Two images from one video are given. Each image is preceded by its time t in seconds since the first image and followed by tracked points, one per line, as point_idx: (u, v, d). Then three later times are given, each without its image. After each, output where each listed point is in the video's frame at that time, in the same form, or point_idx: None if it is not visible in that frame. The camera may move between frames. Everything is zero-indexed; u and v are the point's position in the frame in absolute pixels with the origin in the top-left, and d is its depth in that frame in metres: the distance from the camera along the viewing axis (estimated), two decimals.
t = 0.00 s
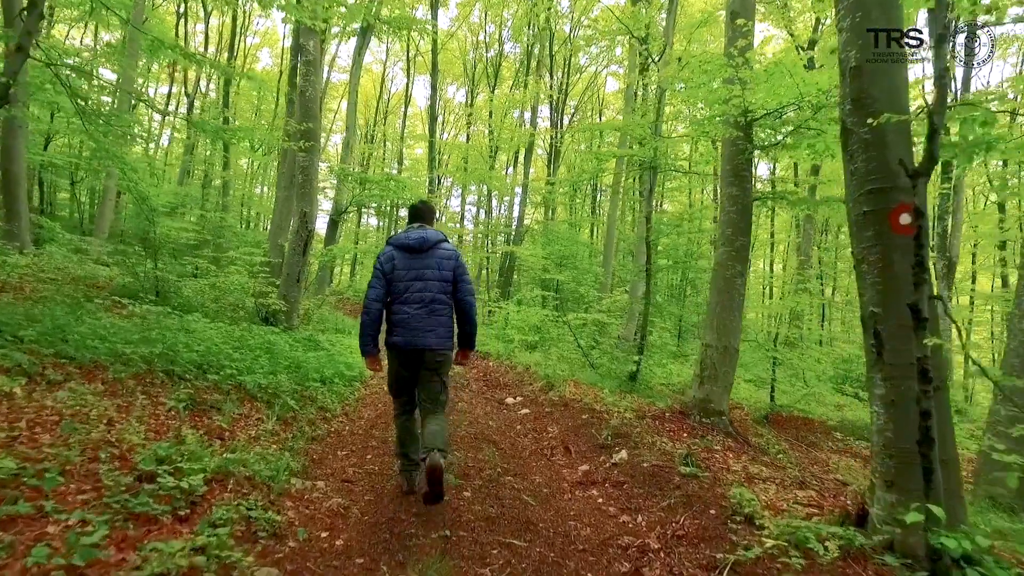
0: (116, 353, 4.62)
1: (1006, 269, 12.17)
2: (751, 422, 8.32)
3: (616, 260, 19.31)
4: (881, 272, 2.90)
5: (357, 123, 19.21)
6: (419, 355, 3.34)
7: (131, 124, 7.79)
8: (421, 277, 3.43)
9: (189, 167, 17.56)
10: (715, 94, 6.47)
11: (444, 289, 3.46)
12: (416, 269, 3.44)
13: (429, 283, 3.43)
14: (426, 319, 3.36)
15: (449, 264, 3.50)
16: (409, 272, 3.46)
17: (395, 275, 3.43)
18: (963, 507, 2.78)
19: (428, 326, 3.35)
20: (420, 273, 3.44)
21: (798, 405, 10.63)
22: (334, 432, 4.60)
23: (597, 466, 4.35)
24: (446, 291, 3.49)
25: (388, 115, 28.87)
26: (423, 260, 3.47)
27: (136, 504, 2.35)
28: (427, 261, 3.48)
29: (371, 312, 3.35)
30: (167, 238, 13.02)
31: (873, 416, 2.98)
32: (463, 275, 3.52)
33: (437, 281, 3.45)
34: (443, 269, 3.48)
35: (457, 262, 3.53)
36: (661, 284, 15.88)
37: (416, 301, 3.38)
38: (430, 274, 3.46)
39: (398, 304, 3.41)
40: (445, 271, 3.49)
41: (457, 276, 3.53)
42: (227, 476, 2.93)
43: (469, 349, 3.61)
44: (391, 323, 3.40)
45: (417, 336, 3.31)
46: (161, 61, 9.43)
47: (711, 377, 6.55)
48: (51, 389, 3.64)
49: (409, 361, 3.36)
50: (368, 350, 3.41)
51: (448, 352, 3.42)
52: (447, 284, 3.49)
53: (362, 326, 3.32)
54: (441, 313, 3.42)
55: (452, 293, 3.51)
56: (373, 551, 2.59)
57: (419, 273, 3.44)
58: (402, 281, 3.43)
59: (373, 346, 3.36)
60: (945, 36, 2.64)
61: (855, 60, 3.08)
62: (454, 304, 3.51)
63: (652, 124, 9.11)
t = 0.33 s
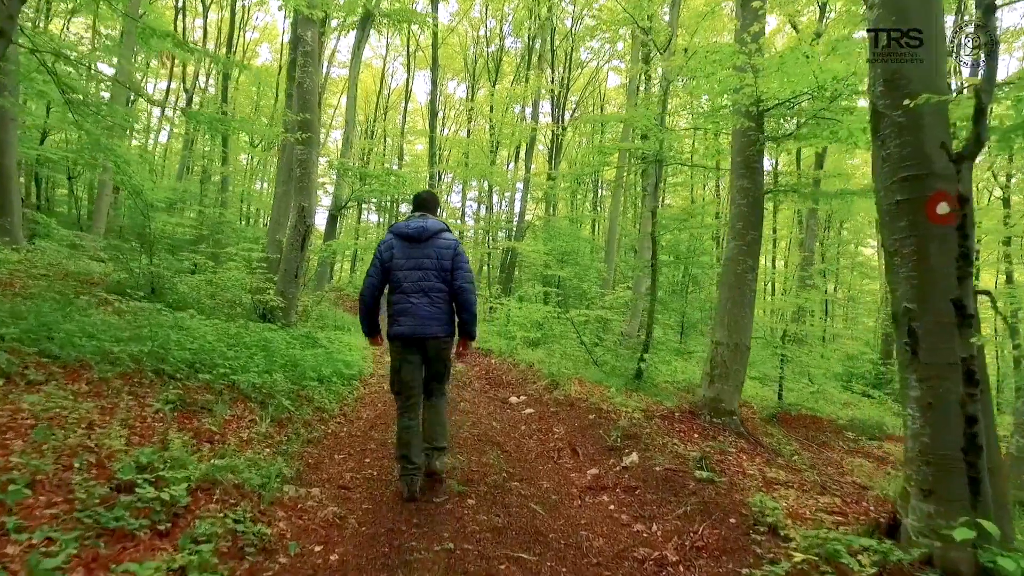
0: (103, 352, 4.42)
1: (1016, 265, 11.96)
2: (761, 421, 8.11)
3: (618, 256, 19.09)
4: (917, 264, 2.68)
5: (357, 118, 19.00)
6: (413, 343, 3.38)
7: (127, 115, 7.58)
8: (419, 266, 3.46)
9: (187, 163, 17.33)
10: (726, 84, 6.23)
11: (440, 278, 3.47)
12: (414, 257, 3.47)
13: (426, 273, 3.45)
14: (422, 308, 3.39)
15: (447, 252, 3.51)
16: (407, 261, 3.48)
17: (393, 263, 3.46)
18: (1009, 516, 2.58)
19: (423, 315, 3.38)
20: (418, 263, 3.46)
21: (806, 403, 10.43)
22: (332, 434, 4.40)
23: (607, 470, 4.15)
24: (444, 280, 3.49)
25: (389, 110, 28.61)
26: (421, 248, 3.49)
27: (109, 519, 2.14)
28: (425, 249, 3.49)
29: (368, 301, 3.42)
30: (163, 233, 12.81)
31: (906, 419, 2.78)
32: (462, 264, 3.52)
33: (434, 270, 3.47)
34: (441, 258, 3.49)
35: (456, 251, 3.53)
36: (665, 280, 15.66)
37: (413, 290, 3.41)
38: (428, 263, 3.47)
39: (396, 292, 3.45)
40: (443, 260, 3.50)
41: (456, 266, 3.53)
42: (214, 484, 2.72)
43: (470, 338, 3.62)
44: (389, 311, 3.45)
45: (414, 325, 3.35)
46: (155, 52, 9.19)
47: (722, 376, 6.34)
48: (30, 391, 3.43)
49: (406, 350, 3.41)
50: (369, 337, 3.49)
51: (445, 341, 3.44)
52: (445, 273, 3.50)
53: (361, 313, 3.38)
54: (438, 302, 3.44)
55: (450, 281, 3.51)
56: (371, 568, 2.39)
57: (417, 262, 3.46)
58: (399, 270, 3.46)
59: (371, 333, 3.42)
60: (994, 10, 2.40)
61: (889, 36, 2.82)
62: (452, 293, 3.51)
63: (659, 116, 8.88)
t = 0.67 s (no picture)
0: (90, 350, 4.22)
1: None
2: (771, 420, 7.89)
3: (622, 252, 18.86)
4: (960, 260, 2.48)
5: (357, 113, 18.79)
6: (413, 347, 3.31)
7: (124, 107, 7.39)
8: (421, 270, 3.37)
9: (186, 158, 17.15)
10: (739, 73, 6.02)
11: (441, 282, 3.38)
12: (417, 261, 3.39)
13: (428, 276, 3.37)
14: (423, 311, 3.32)
15: (451, 256, 3.41)
16: (411, 264, 3.40)
17: (396, 266, 3.40)
18: None
19: (425, 320, 3.31)
20: (421, 266, 3.38)
21: (815, 402, 10.19)
22: (329, 437, 4.18)
23: (619, 475, 3.94)
24: (448, 284, 3.40)
25: (389, 107, 28.40)
26: (424, 251, 3.40)
27: (77, 539, 1.92)
28: (427, 252, 3.40)
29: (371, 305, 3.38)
30: (160, 229, 12.62)
31: (949, 424, 2.57)
32: (466, 267, 3.41)
33: (435, 273, 3.37)
34: (445, 262, 3.39)
35: (460, 255, 3.42)
36: (670, 276, 15.45)
37: (416, 295, 3.34)
38: (431, 267, 3.39)
39: (399, 295, 3.39)
40: (446, 265, 3.39)
41: (459, 269, 3.42)
42: (199, 494, 2.50)
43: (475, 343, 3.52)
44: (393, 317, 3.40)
45: (416, 329, 3.29)
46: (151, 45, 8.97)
47: (735, 375, 6.12)
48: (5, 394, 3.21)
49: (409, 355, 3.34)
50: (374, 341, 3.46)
51: (446, 345, 3.36)
52: (448, 276, 3.40)
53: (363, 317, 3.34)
54: (439, 306, 3.35)
55: (454, 285, 3.41)
56: None
57: (420, 266, 3.38)
58: (402, 275, 3.39)
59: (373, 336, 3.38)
60: None
61: (931, 10, 2.60)
62: (457, 297, 3.40)
63: (666, 108, 8.66)
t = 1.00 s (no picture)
0: (73, 352, 4.00)
1: None
2: (780, 421, 7.67)
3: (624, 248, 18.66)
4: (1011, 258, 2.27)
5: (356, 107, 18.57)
6: (422, 346, 3.22)
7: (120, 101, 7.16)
8: (433, 270, 3.30)
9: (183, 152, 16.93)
10: (750, 63, 5.79)
11: (448, 282, 3.32)
12: (428, 260, 3.31)
13: (438, 276, 3.31)
14: (435, 311, 3.25)
15: (462, 258, 3.38)
16: (420, 263, 3.32)
17: (406, 264, 3.30)
18: None
19: (436, 320, 3.24)
20: (431, 265, 3.31)
21: (824, 400, 9.98)
22: (326, 444, 3.98)
23: (630, 484, 3.74)
24: (458, 286, 3.35)
25: (389, 101, 28.17)
26: (436, 252, 3.34)
27: (36, 571, 1.69)
28: (439, 253, 3.35)
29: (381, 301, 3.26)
30: (156, 225, 12.41)
31: (995, 436, 2.37)
32: (475, 271, 3.39)
33: (444, 273, 3.32)
34: (456, 263, 3.35)
35: (470, 258, 3.40)
36: (673, 272, 15.24)
37: (426, 294, 3.27)
38: (441, 267, 3.33)
39: (408, 294, 3.30)
40: (458, 267, 3.36)
41: (468, 272, 3.40)
42: (181, 514, 2.28)
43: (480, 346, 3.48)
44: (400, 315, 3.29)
45: (428, 328, 3.21)
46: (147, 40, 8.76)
47: (746, 376, 5.92)
48: None
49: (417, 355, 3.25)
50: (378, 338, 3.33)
51: (455, 345, 3.31)
52: (458, 277, 3.35)
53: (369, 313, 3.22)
54: (449, 306, 3.29)
55: (463, 287, 3.37)
56: None
57: (430, 265, 3.31)
58: (413, 272, 3.30)
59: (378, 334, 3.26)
60: None
61: None
62: (465, 299, 3.37)
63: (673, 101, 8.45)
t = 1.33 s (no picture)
0: (51, 348, 3.79)
1: None
2: (789, 417, 7.45)
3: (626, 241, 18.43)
4: None
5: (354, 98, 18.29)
6: (435, 327, 3.34)
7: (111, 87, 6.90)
8: (443, 253, 3.40)
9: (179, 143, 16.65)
10: (763, 46, 5.55)
11: (455, 265, 3.42)
12: (437, 243, 3.40)
13: (447, 259, 3.41)
14: (446, 294, 3.36)
15: (468, 242, 3.49)
16: (428, 246, 3.39)
17: (415, 246, 3.36)
18: None
19: (447, 302, 3.35)
20: (439, 248, 3.40)
21: (832, 394, 9.75)
22: (319, 445, 3.78)
23: (642, 487, 3.53)
24: (464, 270, 3.48)
25: (389, 93, 27.88)
26: (444, 236, 3.43)
27: None
28: (448, 238, 3.44)
29: (391, 281, 3.29)
30: (149, 216, 12.16)
31: None
32: (479, 255, 3.53)
33: (451, 256, 3.42)
34: (462, 247, 3.47)
35: (475, 242, 3.52)
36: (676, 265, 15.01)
37: (437, 276, 3.37)
38: (449, 251, 3.43)
39: (417, 276, 3.36)
40: (465, 251, 3.48)
41: (472, 255, 3.53)
42: (153, 530, 2.06)
43: (480, 326, 3.63)
44: (408, 296, 3.35)
45: (440, 310, 3.33)
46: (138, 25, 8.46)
47: (758, 371, 5.70)
48: None
49: (426, 335, 3.36)
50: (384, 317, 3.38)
51: (462, 326, 3.45)
52: (463, 260, 3.47)
53: (380, 294, 3.28)
54: (456, 288, 3.40)
55: (467, 270, 3.50)
56: None
57: (437, 247, 3.40)
58: (423, 255, 3.37)
59: (389, 313, 3.33)
60: None
61: None
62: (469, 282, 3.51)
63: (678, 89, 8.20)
